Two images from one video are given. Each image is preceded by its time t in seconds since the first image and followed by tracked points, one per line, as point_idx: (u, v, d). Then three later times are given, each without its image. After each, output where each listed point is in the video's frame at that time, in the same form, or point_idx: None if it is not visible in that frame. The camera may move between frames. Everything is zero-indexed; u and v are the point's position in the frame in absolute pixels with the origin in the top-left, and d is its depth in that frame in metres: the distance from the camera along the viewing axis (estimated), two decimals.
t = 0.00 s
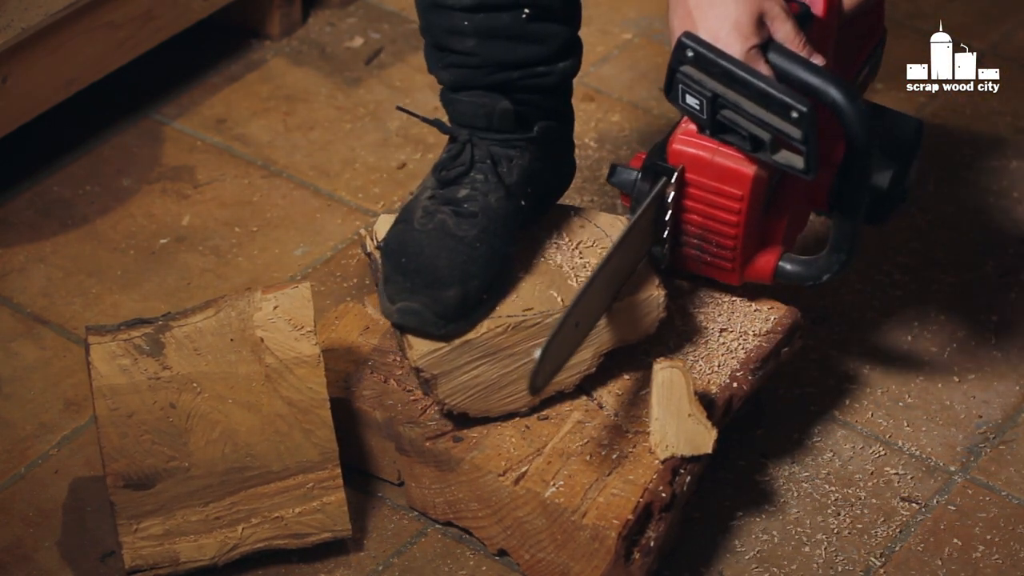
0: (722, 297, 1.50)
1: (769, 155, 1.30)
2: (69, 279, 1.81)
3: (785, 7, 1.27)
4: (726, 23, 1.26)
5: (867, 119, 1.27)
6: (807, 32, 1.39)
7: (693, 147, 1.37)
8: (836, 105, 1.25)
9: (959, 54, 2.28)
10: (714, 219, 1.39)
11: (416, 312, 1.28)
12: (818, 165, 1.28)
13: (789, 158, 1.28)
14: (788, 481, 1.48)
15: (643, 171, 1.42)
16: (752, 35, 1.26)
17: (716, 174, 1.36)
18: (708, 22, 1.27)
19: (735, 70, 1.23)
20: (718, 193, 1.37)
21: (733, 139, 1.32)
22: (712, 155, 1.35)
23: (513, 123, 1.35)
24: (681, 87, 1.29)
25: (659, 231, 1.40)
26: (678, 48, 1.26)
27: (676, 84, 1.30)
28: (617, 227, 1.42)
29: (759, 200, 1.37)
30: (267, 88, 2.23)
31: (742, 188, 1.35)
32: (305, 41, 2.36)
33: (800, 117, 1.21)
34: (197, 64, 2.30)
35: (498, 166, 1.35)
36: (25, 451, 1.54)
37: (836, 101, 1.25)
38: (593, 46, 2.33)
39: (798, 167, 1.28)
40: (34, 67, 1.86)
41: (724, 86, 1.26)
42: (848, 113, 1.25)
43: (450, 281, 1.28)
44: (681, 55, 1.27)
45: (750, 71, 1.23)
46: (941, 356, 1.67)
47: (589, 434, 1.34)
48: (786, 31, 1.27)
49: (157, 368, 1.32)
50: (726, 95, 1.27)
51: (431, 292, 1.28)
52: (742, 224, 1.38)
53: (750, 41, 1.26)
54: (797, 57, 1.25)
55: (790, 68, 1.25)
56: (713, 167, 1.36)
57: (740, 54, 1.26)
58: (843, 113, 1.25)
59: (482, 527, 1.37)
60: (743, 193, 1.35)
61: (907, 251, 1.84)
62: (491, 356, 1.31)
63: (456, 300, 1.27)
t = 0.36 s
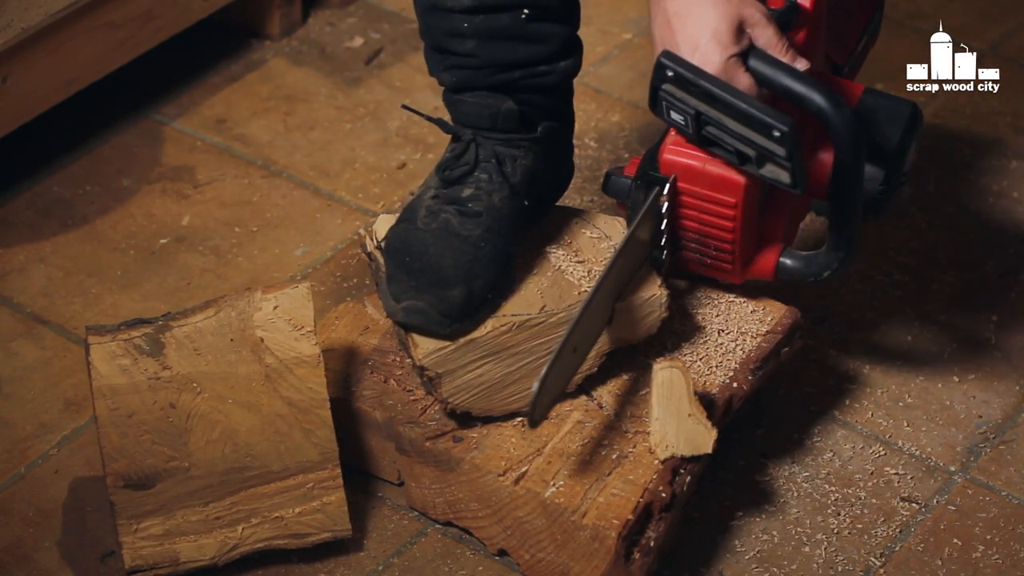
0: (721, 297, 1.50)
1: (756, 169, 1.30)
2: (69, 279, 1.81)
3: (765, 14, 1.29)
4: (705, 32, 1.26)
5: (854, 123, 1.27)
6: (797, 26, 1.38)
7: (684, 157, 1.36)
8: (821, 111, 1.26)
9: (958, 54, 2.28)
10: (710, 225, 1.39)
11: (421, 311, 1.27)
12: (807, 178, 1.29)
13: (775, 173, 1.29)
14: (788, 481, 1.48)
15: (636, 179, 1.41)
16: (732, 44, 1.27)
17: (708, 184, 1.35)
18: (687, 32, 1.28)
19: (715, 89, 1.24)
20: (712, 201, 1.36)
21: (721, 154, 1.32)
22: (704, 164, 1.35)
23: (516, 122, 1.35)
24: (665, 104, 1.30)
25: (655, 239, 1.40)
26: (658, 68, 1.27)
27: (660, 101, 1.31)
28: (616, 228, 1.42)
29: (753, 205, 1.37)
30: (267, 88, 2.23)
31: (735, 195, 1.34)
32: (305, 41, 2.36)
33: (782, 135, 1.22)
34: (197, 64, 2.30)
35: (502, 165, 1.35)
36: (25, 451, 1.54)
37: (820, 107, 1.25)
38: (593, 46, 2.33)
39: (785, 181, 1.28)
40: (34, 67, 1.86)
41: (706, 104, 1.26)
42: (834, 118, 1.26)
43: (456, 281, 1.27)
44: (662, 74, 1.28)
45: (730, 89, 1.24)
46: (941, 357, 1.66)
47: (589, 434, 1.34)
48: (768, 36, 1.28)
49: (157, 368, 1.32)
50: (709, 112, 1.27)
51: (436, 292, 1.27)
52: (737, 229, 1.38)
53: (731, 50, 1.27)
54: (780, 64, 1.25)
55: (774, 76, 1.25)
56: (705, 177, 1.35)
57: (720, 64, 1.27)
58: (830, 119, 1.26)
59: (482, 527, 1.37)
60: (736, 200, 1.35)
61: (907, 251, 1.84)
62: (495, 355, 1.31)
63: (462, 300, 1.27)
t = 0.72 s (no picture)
0: (721, 296, 1.50)
1: (757, 187, 1.31)
2: (69, 279, 1.81)
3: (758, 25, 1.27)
4: (700, 49, 1.25)
5: (852, 140, 1.27)
6: (783, 26, 1.37)
7: (682, 166, 1.37)
8: (819, 126, 1.26)
9: (958, 54, 2.28)
10: (709, 230, 1.40)
11: (427, 309, 1.27)
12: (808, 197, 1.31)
13: (777, 191, 1.31)
14: (788, 481, 1.48)
15: (633, 185, 1.42)
16: (727, 59, 1.25)
17: (706, 192, 1.37)
18: (680, 47, 1.26)
19: (716, 114, 1.25)
20: (709, 210, 1.38)
21: (719, 168, 1.34)
22: (701, 174, 1.36)
23: (519, 122, 1.34)
24: (664, 122, 1.31)
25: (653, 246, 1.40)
26: (657, 89, 1.27)
27: (658, 118, 1.31)
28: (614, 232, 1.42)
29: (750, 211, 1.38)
30: (267, 88, 2.23)
31: (733, 205, 1.36)
32: (305, 41, 2.36)
33: (785, 160, 1.23)
34: (197, 64, 2.30)
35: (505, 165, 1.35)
36: (25, 451, 1.54)
37: (819, 123, 1.25)
38: (594, 46, 2.33)
39: (787, 200, 1.30)
40: (34, 67, 1.86)
41: (706, 126, 1.27)
42: (833, 133, 1.26)
43: (460, 280, 1.27)
44: (661, 95, 1.28)
45: (731, 113, 1.25)
46: (941, 357, 1.66)
47: (588, 434, 1.34)
48: (762, 48, 1.27)
49: (157, 368, 1.32)
50: (708, 132, 1.28)
51: (441, 290, 1.28)
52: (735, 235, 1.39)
53: (726, 65, 1.25)
54: (773, 75, 1.25)
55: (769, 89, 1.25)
56: (703, 186, 1.37)
57: (715, 80, 1.25)
58: (829, 134, 1.26)
59: (482, 527, 1.37)
60: (734, 208, 1.36)
61: (907, 252, 1.84)
62: (498, 353, 1.31)
63: (466, 298, 1.27)
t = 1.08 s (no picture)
0: (720, 297, 1.50)
1: (769, 171, 1.37)
2: (69, 279, 1.81)
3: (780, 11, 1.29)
4: (720, 33, 1.27)
5: (856, 123, 1.32)
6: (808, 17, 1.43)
7: (703, 147, 1.44)
8: (829, 109, 1.30)
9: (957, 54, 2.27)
10: (734, 208, 1.47)
11: (416, 310, 1.28)
12: (816, 181, 1.36)
13: (784, 176, 1.36)
14: (788, 481, 1.48)
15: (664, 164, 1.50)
16: (747, 42, 1.28)
17: (728, 174, 1.43)
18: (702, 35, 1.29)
19: (728, 103, 1.31)
20: (732, 188, 1.44)
21: (738, 153, 1.40)
22: (723, 156, 1.42)
23: (514, 126, 1.34)
24: (680, 104, 1.38)
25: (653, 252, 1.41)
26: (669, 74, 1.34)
27: (675, 101, 1.38)
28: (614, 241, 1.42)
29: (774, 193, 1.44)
30: (267, 88, 2.23)
31: (754, 185, 1.42)
32: (305, 41, 2.36)
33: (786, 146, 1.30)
34: (197, 65, 2.30)
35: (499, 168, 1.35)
36: (25, 451, 1.54)
37: (830, 108, 1.30)
38: (594, 46, 2.33)
39: (794, 183, 1.35)
40: (34, 67, 1.86)
41: (717, 110, 1.34)
42: (845, 117, 1.32)
43: (451, 281, 1.27)
44: (673, 79, 1.35)
45: (738, 102, 1.31)
46: (941, 357, 1.66)
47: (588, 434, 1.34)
48: (781, 34, 1.29)
49: (158, 368, 1.33)
50: (720, 117, 1.35)
51: (430, 291, 1.27)
52: (758, 214, 1.46)
53: (744, 47, 1.28)
54: (792, 64, 1.28)
55: (785, 76, 1.28)
56: (725, 168, 1.43)
57: (733, 63, 1.28)
58: (840, 119, 1.32)
59: (482, 527, 1.37)
60: (755, 188, 1.42)
61: (907, 252, 1.84)
62: (487, 357, 1.30)
63: (455, 301, 1.27)
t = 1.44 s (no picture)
0: (720, 297, 1.50)
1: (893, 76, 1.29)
2: (69, 279, 1.81)
3: None
4: None
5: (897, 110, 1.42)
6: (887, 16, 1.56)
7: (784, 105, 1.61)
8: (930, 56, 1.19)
9: (959, 55, 2.28)
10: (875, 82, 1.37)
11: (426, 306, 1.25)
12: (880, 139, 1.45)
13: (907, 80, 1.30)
14: (787, 481, 1.48)
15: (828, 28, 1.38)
16: None
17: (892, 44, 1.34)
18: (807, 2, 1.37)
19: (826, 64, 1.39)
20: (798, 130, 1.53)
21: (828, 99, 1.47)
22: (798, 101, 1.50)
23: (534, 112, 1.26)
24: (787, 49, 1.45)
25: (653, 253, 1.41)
26: None
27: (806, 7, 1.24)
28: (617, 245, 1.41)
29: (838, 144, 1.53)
30: (267, 88, 2.23)
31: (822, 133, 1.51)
32: (305, 41, 2.37)
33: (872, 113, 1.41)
34: (197, 65, 2.30)
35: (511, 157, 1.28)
36: (25, 451, 1.54)
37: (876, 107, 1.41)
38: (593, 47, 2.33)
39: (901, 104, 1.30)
40: (35, 67, 1.86)
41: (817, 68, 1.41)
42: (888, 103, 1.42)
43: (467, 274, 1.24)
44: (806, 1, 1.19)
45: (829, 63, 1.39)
46: (941, 357, 1.66)
47: (588, 434, 1.34)
48: None
49: (158, 369, 1.33)
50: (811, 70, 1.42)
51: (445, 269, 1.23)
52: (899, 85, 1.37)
53: None
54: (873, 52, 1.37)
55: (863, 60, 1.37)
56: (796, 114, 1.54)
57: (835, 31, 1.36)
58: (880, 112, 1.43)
59: (482, 527, 1.37)
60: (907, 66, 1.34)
61: (906, 252, 1.84)
62: (483, 355, 1.29)
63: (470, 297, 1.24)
